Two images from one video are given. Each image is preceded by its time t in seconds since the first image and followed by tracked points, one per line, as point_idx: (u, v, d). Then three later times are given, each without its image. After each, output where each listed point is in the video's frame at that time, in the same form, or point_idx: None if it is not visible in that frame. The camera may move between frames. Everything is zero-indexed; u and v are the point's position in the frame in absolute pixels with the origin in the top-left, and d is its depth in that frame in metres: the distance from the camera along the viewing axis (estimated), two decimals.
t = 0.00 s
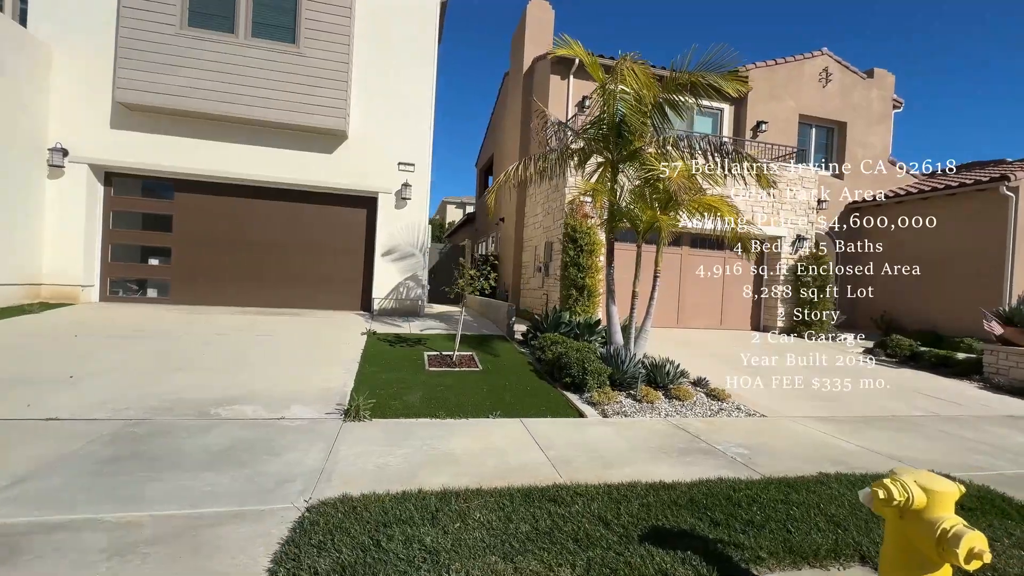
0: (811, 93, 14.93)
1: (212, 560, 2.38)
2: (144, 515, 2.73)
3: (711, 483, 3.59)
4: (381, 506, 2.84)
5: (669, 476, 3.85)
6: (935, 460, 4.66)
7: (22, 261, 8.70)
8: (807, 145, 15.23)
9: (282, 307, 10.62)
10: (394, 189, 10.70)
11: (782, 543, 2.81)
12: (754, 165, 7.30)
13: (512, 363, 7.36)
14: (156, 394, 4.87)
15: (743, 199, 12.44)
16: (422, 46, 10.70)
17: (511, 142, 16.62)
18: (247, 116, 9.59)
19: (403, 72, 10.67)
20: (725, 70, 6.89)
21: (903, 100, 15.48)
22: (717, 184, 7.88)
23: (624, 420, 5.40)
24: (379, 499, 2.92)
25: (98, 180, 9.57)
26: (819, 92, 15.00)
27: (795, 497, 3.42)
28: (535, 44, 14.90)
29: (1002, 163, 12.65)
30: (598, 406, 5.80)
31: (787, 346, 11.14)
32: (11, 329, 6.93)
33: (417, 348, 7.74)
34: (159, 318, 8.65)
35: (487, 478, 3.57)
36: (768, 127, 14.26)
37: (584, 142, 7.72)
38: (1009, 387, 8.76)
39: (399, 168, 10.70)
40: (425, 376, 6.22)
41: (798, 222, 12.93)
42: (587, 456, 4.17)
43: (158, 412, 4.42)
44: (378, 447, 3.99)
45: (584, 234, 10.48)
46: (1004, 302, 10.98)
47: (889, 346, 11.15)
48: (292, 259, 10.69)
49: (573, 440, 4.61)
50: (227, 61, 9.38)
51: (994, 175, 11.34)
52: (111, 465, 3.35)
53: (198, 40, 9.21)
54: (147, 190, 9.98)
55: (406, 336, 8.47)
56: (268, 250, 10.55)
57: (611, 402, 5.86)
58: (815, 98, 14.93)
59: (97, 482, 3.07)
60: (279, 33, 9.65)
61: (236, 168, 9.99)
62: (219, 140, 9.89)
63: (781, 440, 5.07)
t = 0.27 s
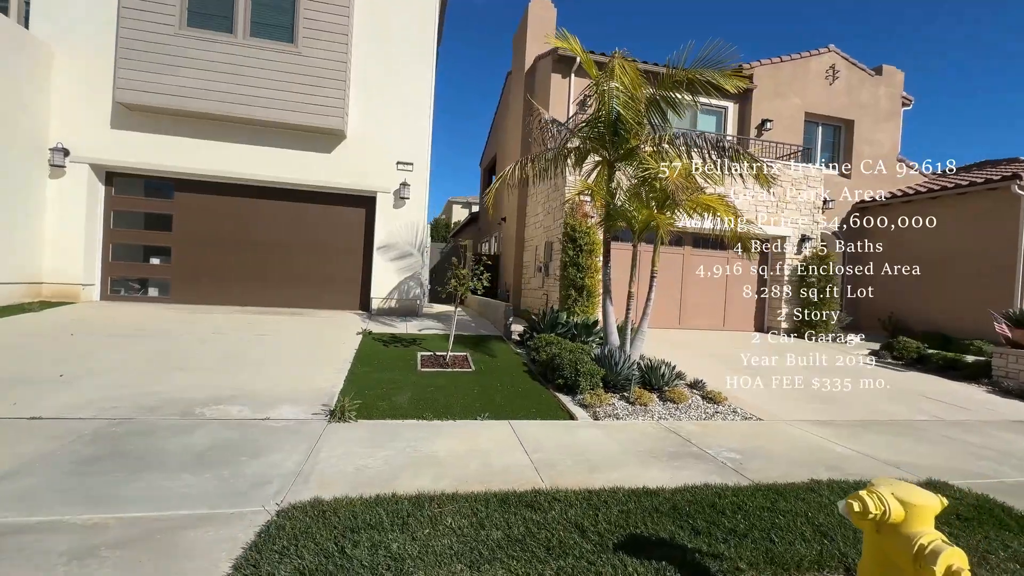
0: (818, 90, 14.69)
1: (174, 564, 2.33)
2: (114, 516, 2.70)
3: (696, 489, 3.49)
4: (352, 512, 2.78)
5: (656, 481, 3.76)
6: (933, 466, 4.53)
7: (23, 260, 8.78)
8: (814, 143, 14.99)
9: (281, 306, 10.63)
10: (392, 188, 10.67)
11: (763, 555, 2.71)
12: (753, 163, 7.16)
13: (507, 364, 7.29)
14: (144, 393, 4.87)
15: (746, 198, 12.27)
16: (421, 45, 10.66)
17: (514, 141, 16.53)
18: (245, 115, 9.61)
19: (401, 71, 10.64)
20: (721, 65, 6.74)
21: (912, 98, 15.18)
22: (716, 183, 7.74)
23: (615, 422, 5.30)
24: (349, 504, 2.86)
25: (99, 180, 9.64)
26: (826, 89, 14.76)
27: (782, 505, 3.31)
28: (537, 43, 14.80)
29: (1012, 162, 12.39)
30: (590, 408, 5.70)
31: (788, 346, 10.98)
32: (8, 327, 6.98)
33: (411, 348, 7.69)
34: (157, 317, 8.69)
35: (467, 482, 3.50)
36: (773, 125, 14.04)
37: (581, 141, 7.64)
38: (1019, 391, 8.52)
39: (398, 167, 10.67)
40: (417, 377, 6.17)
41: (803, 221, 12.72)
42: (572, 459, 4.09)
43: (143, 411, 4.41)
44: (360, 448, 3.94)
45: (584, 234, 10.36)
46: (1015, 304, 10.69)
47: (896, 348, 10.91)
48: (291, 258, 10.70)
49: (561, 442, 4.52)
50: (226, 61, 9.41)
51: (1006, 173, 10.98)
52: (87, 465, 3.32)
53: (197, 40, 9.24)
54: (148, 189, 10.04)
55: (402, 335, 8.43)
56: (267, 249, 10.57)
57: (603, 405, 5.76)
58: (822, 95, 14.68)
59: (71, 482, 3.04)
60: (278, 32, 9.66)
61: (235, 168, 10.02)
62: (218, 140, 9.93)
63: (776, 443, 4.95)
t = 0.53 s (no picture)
0: (827, 87, 14.42)
1: (140, 560, 2.32)
2: (89, 511, 2.70)
3: (681, 492, 3.41)
4: (325, 511, 2.74)
5: (642, 483, 3.68)
6: (932, 470, 4.40)
7: (29, 257, 8.93)
8: (823, 141, 14.72)
9: (283, 304, 10.68)
10: (393, 187, 10.67)
11: (743, 561, 2.63)
12: (754, 161, 7.03)
13: (503, 363, 7.23)
14: (136, 389, 4.90)
15: (751, 197, 12.07)
16: (422, 43, 10.65)
17: (519, 139, 16.45)
18: (247, 114, 9.67)
19: (402, 69, 10.64)
20: (720, 61, 6.62)
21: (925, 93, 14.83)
22: (716, 181, 7.61)
23: (607, 423, 5.21)
24: (323, 502, 2.83)
25: (104, 178, 9.77)
26: (836, 85, 14.47)
27: (769, 510, 3.21)
28: (540, 40, 14.71)
29: None
30: (583, 408, 5.62)
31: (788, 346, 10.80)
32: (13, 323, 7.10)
33: (408, 346, 7.67)
34: (159, 314, 8.78)
35: (447, 482, 3.45)
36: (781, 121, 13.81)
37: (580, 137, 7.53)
38: None
39: (399, 166, 10.67)
40: (410, 375, 6.14)
41: (810, 220, 12.49)
42: (558, 459, 4.03)
43: (133, 407, 4.44)
44: (344, 446, 3.92)
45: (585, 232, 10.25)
46: None
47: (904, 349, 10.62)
48: (293, 256, 10.75)
49: (549, 442, 4.45)
50: (228, 60, 9.48)
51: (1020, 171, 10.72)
52: (70, 460, 3.33)
53: (200, 40, 9.32)
54: (152, 188, 10.16)
55: (400, 334, 8.42)
56: (268, 247, 10.63)
57: (597, 405, 5.67)
58: (831, 92, 14.41)
59: (50, 477, 3.06)
60: (279, 31, 9.71)
61: (238, 166, 10.09)
62: (220, 138, 10.01)
63: (770, 445, 4.84)
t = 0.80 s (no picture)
0: (841, 80, 14.05)
1: (106, 550, 2.33)
2: (63, 501, 2.72)
3: (664, 492, 3.33)
4: (295, 506, 2.72)
5: (627, 483, 3.60)
6: (932, 474, 4.25)
7: (41, 253, 9.14)
8: (836, 136, 14.36)
9: (287, 300, 10.79)
10: (395, 184, 10.70)
11: (719, 565, 2.54)
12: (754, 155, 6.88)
13: (501, 360, 7.19)
14: (131, 382, 4.97)
15: (759, 194, 11.82)
16: (426, 40, 10.65)
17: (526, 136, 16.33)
18: (251, 112, 9.76)
19: (405, 67, 10.65)
20: (721, 52, 6.46)
21: (945, 87, 14.36)
22: (716, 176, 7.47)
23: (600, 421, 5.13)
24: (296, 496, 2.83)
25: (114, 176, 9.97)
26: (850, 79, 14.09)
27: (754, 512, 3.12)
28: (547, 36, 14.58)
29: None
30: (576, 406, 5.54)
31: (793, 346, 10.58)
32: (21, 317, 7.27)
33: (406, 342, 7.68)
34: (165, 309, 8.92)
35: (427, 478, 3.42)
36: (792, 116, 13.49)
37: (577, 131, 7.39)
38: None
39: (402, 162, 10.69)
40: (405, 371, 6.13)
41: (821, 217, 12.20)
42: (542, 457, 3.97)
43: (126, 399, 4.50)
44: (328, 441, 3.92)
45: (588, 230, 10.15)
46: None
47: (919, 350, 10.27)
48: (297, 253, 10.84)
49: (536, 440, 4.39)
50: (233, 58, 9.57)
51: None
52: (55, 450, 3.38)
53: (206, 39, 9.43)
54: (159, 185, 10.32)
55: (400, 330, 8.43)
56: (273, 244, 10.73)
57: (590, 403, 5.58)
58: (845, 86, 14.04)
59: (33, 467, 3.10)
60: (283, 30, 9.78)
61: (243, 164, 10.20)
62: (226, 136, 10.12)
63: (764, 446, 4.72)
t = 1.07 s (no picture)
0: (858, 73, 13.64)
1: (79, 543, 2.32)
2: (44, 494, 2.72)
3: (655, 494, 3.23)
4: (274, 503, 2.68)
5: (618, 484, 3.50)
6: (943, 479, 4.07)
7: (55, 250, 9.34)
8: (853, 130, 13.95)
9: (294, 297, 10.86)
10: (400, 180, 10.70)
11: (704, 572, 2.44)
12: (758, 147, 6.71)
13: (502, 357, 7.12)
14: (130, 377, 5.01)
15: (770, 191, 11.54)
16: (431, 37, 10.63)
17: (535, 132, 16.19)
18: (257, 109, 9.82)
19: (411, 64, 10.65)
20: (726, 42, 6.27)
21: (968, 78, 13.85)
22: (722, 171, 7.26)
23: (597, 420, 5.03)
24: (275, 492, 2.80)
25: (125, 174, 10.13)
26: (868, 71, 13.67)
27: (747, 516, 3.00)
28: (555, 31, 14.43)
29: None
30: (574, 405, 5.44)
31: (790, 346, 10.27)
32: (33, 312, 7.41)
33: (408, 339, 7.66)
34: (173, 306, 9.03)
35: (412, 476, 3.36)
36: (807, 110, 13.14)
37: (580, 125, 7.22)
38: None
39: (407, 159, 10.69)
40: (403, 367, 6.10)
41: (837, 214, 11.86)
42: (532, 456, 3.89)
43: (123, 393, 4.54)
44: (317, 437, 3.90)
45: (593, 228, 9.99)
46: None
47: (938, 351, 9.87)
48: (303, 250, 10.90)
49: (527, 438, 4.31)
50: (239, 57, 9.64)
51: None
52: (46, 443, 3.41)
53: (213, 38, 9.53)
54: (169, 183, 10.47)
55: (402, 327, 8.42)
56: (280, 241, 10.81)
57: (589, 402, 5.49)
58: (863, 78, 13.63)
59: (20, 459, 3.12)
60: (289, 28, 9.83)
61: (250, 161, 10.28)
62: (234, 134, 10.22)
63: (764, 447, 4.57)
